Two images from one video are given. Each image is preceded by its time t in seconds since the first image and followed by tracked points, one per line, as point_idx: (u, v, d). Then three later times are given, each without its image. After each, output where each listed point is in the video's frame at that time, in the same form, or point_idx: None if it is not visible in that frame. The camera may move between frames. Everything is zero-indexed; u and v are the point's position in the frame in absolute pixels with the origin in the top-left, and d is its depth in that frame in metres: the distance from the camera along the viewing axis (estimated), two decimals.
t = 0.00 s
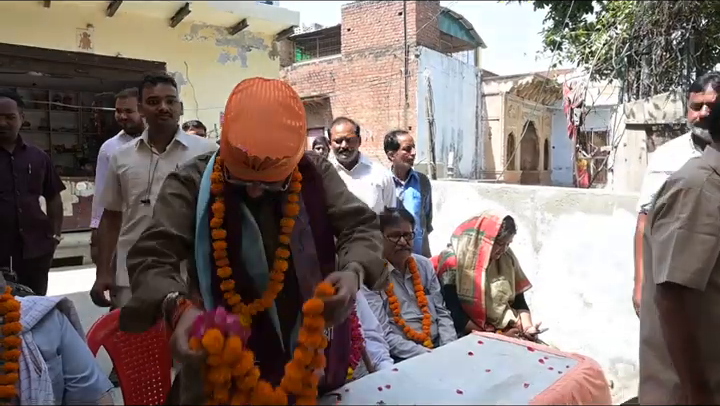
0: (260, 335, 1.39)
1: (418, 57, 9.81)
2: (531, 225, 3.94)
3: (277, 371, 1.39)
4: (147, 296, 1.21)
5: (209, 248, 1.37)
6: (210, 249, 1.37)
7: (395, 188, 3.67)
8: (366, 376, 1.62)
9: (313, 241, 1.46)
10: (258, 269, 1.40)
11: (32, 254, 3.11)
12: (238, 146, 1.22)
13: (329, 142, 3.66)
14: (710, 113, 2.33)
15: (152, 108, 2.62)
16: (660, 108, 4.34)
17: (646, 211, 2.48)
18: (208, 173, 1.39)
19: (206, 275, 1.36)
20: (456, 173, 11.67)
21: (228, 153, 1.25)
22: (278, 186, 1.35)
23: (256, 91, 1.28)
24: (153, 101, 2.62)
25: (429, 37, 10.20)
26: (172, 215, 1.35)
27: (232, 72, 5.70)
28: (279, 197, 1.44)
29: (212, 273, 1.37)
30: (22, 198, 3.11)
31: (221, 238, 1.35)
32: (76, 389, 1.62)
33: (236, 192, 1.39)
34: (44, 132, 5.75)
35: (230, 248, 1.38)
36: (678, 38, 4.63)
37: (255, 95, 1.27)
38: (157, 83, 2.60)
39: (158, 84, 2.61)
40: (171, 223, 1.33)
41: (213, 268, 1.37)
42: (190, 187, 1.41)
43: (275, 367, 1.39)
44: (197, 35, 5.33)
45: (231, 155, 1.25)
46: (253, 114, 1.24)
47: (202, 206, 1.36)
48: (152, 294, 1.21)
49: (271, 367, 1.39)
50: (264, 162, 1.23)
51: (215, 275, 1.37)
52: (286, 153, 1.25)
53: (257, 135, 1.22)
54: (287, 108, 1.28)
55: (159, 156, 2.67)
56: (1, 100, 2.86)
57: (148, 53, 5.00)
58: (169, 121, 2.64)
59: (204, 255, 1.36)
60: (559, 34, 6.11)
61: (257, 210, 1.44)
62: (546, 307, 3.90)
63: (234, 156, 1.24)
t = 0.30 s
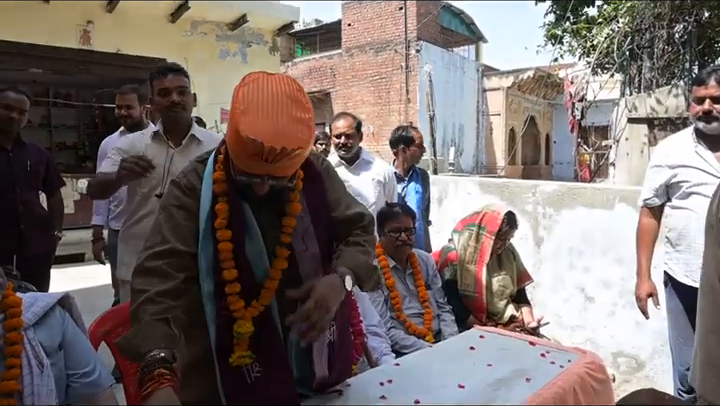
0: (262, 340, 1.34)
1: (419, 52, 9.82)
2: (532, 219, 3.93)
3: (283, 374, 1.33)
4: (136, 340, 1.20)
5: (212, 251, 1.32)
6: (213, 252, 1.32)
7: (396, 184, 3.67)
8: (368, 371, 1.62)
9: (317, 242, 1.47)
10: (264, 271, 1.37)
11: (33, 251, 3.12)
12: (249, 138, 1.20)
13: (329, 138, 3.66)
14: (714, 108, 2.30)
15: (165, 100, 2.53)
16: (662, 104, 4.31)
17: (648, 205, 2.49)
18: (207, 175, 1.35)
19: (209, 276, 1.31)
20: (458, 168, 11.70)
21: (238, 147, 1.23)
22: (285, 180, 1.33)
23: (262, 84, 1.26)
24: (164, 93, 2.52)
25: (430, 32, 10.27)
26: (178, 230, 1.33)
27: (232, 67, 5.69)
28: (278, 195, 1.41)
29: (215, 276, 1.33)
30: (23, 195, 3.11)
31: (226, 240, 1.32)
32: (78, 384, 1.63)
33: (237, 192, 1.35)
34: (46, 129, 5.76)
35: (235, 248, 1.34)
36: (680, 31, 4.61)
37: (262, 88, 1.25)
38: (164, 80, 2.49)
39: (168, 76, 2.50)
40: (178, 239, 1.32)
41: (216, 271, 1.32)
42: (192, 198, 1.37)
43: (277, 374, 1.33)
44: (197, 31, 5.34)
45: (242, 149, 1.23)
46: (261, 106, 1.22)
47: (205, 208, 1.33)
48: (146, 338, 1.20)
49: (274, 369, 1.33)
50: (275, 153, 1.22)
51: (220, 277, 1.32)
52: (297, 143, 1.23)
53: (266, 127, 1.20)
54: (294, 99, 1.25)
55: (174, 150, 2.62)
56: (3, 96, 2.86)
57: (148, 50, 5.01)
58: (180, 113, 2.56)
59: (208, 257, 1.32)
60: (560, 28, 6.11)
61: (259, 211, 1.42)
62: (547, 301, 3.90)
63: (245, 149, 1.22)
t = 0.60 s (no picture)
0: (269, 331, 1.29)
1: (418, 49, 9.81)
2: (533, 216, 3.92)
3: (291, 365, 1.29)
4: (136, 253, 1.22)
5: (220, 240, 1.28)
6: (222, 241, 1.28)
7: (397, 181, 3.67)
8: (368, 369, 1.61)
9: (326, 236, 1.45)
10: (272, 259, 1.33)
11: (34, 249, 3.12)
12: (271, 130, 1.18)
13: (330, 135, 3.65)
14: (713, 103, 2.30)
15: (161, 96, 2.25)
16: (663, 100, 4.30)
17: (650, 202, 2.48)
18: (217, 162, 1.31)
19: (217, 264, 1.27)
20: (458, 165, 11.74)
21: (257, 140, 1.21)
22: (299, 170, 1.33)
23: (277, 74, 1.22)
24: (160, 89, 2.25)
25: (430, 29, 10.27)
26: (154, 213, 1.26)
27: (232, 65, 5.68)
28: (294, 184, 1.40)
29: (223, 265, 1.28)
30: (23, 193, 3.10)
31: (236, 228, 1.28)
32: (79, 382, 1.62)
33: (249, 182, 1.32)
34: (46, 128, 5.76)
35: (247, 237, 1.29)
36: (681, 26, 4.61)
37: (278, 78, 1.21)
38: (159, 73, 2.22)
39: (164, 70, 2.25)
40: (154, 222, 1.25)
41: (225, 262, 1.28)
42: (186, 188, 1.30)
43: (284, 366, 1.28)
44: (197, 28, 5.33)
45: (261, 141, 1.21)
46: (280, 98, 1.19)
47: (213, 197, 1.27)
48: (137, 250, 1.22)
49: (281, 364, 1.28)
50: (297, 145, 1.21)
51: (228, 267, 1.28)
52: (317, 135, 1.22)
53: (288, 118, 1.18)
54: (310, 89, 1.23)
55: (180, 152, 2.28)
56: (4, 95, 2.86)
57: (148, 48, 5.01)
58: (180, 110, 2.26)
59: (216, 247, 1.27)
60: (560, 25, 6.10)
61: (269, 201, 1.38)
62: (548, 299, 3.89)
63: (266, 142, 1.20)
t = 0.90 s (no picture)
0: (273, 319, 1.29)
1: (419, 48, 9.82)
2: (533, 216, 3.92)
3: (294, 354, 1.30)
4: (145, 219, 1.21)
5: (225, 229, 1.28)
6: (226, 230, 1.28)
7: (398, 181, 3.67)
8: (369, 368, 1.62)
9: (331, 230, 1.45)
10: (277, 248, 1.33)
11: (35, 249, 3.12)
12: (287, 123, 1.19)
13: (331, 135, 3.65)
14: (711, 101, 2.30)
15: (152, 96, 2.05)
16: (663, 99, 4.32)
17: (651, 201, 2.48)
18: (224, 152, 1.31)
19: (221, 254, 1.27)
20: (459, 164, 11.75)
21: (271, 133, 1.22)
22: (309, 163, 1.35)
23: (288, 69, 1.23)
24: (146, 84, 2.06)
25: (431, 28, 10.28)
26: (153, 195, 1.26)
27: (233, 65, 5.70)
28: (302, 177, 1.42)
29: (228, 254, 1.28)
30: (24, 192, 3.10)
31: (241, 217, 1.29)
32: (81, 382, 1.60)
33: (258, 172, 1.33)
34: (47, 127, 5.76)
35: (251, 225, 1.28)
36: (682, 26, 4.64)
37: (290, 73, 1.22)
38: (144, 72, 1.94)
39: (152, 68, 1.96)
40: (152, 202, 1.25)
41: (230, 251, 1.28)
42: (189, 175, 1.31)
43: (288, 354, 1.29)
44: (198, 28, 5.34)
45: (276, 134, 1.21)
46: (293, 92, 1.20)
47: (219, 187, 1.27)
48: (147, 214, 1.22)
49: (283, 352, 1.30)
50: (310, 137, 1.22)
51: (232, 255, 1.28)
52: (328, 126, 1.23)
53: (301, 112, 1.19)
54: (319, 85, 1.24)
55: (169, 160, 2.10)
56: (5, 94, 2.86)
57: (149, 48, 5.01)
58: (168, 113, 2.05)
59: (220, 235, 1.27)
60: (561, 24, 6.10)
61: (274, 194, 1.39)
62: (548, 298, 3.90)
63: (280, 134, 1.21)
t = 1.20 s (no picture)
0: (276, 313, 1.28)
1: (419, 48, 9.83)
2: (534, 216, 3.92)
3: (296, 348, 1.30)
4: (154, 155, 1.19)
5: (230, 221, 1.28)
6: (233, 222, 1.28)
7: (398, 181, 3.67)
8: (370, 368, 1.62)
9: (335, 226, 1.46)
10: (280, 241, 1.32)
11: (37, 249, 3.13)
12: (289, 128, 1.21)
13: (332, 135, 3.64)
14: (711, 102, 2.30)
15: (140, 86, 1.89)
16: (663, 99, 4.32)
17: (651, 202, 2.48)
18: (233, 147, 1.32)
19: (226, 247, 1.27)
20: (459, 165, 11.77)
21: (273, 135, 1.23)
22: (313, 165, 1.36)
23: (293, 75, 1.25)
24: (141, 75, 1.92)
25: (431, 28, 10.28)
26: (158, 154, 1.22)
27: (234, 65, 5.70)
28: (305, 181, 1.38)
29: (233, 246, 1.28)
30: (25, 192, 3.11)
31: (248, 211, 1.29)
32: (81, 381, 1.60)
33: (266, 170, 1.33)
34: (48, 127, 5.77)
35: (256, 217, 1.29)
36: (682, 26, 4.64)
37: (294, 79, 1.24)
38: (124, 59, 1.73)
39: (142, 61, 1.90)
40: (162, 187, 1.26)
41: (235, 244, 1.28)
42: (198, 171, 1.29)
43: (290, 348, 1.29)
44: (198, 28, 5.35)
45: (277, 137, 1.23)
46: (296, 98, 1.23)
47: (226, 181, 1.27)
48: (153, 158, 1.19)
49: (285, 347, 1.28)
50: (310, 143, 1.24)
51: (236, 248, 1.28)
52: (330, 130, 1.25)
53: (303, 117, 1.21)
54: (322, 90, 1.26)
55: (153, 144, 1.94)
56: (5, 94, 2.86)
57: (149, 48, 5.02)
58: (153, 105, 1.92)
59: (225, 227, 1.28)
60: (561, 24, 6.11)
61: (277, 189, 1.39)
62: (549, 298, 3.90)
63: (282, 138, 1.22)
